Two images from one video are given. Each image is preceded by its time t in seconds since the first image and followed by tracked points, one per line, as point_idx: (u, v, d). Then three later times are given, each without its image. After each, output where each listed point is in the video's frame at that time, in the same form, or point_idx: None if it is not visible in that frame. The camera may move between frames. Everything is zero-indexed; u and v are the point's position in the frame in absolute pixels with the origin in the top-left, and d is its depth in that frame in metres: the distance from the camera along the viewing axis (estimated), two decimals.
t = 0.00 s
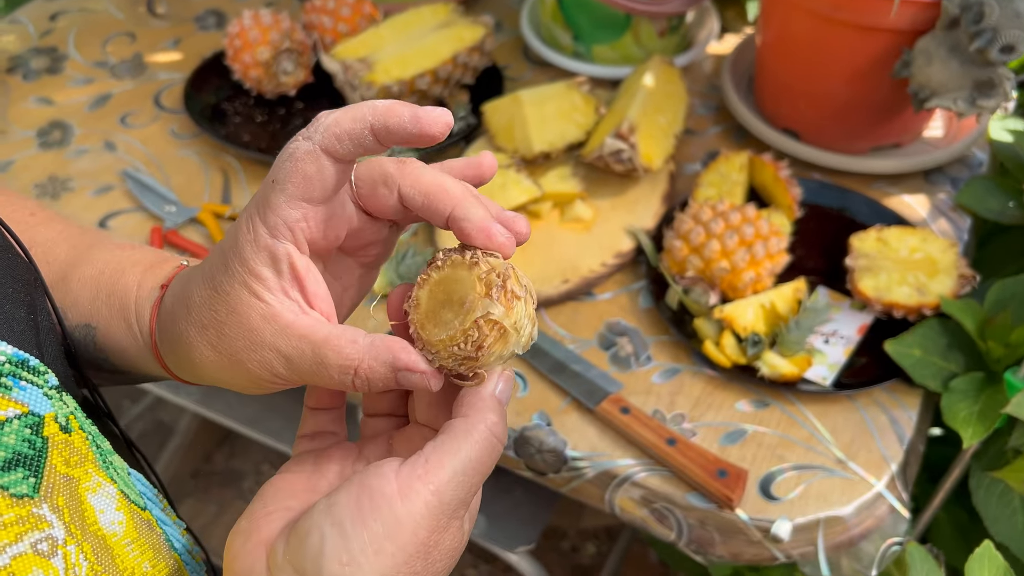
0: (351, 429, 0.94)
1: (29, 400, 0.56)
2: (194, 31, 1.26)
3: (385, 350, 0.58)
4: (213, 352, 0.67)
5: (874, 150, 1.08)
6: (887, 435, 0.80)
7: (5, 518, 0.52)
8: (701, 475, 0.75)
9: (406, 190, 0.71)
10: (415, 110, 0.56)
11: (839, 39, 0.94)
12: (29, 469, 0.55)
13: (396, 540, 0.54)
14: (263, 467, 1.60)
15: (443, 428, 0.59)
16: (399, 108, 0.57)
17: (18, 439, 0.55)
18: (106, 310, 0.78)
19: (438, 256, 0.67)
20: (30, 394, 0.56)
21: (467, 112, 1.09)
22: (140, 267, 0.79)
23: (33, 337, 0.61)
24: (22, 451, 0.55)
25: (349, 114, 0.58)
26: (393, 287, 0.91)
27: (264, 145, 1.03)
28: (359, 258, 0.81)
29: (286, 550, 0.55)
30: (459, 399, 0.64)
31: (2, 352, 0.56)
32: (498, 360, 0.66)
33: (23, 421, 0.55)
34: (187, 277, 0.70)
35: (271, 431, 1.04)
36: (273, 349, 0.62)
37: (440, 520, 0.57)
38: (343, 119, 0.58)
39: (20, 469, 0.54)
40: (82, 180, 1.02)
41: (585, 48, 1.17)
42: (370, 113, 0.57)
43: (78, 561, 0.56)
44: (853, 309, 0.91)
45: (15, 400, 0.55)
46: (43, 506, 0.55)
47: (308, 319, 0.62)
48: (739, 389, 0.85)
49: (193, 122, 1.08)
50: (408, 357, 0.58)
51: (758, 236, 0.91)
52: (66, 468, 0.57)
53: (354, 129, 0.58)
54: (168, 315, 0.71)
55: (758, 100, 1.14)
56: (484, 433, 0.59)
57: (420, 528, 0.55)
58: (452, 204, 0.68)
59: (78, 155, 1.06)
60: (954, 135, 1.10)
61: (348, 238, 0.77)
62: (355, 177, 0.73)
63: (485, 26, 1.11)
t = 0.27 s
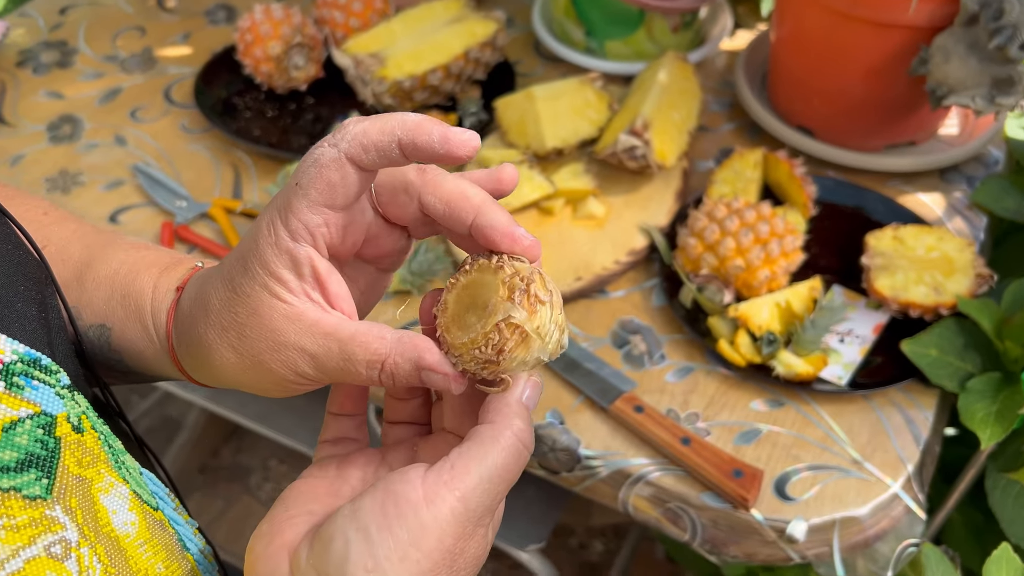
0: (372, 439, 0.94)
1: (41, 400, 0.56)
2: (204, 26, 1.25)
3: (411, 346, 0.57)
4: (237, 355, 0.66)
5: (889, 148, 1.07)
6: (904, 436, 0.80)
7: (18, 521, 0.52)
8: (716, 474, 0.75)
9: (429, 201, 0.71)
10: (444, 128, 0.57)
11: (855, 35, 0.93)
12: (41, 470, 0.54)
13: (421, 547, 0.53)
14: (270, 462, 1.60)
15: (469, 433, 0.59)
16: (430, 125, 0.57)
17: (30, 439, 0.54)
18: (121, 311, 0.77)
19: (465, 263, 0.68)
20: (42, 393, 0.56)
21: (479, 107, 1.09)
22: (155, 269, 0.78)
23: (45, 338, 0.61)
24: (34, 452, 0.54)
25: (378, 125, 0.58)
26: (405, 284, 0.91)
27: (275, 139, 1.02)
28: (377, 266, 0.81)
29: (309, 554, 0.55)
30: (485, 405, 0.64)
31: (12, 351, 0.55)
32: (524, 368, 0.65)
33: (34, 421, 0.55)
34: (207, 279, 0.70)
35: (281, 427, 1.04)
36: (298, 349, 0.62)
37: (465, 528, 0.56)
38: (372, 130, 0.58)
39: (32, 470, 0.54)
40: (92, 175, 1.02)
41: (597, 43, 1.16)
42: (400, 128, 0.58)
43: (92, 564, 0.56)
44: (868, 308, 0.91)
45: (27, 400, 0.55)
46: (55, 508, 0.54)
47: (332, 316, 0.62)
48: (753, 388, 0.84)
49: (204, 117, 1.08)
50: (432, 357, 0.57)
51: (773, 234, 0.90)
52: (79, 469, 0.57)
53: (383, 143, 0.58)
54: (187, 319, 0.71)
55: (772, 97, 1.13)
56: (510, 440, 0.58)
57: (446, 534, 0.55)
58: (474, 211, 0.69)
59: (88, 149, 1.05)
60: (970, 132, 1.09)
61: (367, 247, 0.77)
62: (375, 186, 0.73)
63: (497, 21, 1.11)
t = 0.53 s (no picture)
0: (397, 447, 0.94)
1: (53, 393, 0.55)
2: (213, 21, 1.25)
3: (432, 334, 0.58)
4: (254, 349, 0.66)
5: (901, 146, 1.06)
6: (916, 436, 0.79)
7: (34, 515, 0.52)
8: (728, 474, 0.75)
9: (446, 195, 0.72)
10: (469, 139, 0.59)
11: (868, 32, 0.92)
12: (55, 464, 0.54)
13: (439, 540, 0.53)
14: (277, 458, 1.60)
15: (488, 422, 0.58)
16: (456, 132, 0.60)
17: (43, 433, 0.54)
18: (136, 306, 0.77)
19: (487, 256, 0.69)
20: (55, 386, 0.55)
21: (489, 104, 1.08)
22: (170, 264, 0.79)
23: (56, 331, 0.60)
24: (48, 446, 0.54)
25: (404, 128, 0.60)
26: (416, 281, 0.91)
27: (284, 136, 1.02)
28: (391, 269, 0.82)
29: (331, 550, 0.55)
30: (503, 393, 0.62)
31: (22, 345, 0.54)
32: (540, 355, 0.64)
33: (47, 416, 0.54)
34: (222, 272, 0.70)
35: (288, 422, 1.04)
36: (317, 340, 0.62)
37: (485, 521, 0.56)
38: (398, 132, 0.60)
39: (47, 464, 0.53)
40: (102, 170, 1.02)
41: (608, 40, 1.16)
42: (426, 134, 0.60)
43: (110, 557, 0.56)
44: (880, 307, 0.90)
45: (40, 393, 0.54)
46: (71, 502, 0.54)
47: (352, 308, 0.62)
48: (765, 387, 0.84)
49: (214, 113, 1.08)
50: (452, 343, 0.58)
51: (785, 232, 0.90)
52: (92, 462, 0.57)
53: (408, 147, 0.60)
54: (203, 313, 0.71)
55: (783, 94, 1.12)
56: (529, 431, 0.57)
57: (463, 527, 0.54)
58: (491, 202, 0.70)
59: (98, 145, 1.05)
60: (983, 130, 1.08)
61: (381, 246, 0.78)
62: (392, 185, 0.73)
63: (508, 17, 1.10)
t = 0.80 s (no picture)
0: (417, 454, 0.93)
1: (34, 384, 0.53)
2: (216, 17, 1.24)
3: (434, 330, 0.61)
4: (247, 336, 0.68)
5: (908, 144, 1.06)
6: (924, 437, 0.79)
7: (19, 513, 0.50)
8: (735, 474, 0.74)
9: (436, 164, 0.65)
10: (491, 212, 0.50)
11: (876, 29, 0.91)
12: (38, 458, 0.51)
13: (421, 510, 0.51)
14: (279, 455, 1.60)
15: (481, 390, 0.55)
16: (482, 199, 0.50)
17: (24, 427, 0.52)
18: (122, 288, 0.76)
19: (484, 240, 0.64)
20: (35, 376, 0.53)
21: (494, 101, 1.08)
22: (157, 241, 0.78)
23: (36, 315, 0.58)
24: (29, 440, 0.51)
25: (423, 186, 0.51)
26: (420, 279, 0.90)
27: (287, 133, 1.01)
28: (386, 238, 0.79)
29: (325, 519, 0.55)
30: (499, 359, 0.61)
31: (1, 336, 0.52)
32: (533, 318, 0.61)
33: (28, 408, 0.52)
34: (215, 254, 0.70)
35: (292, 421, 1.03)
36: (313, 334, 0.65)
37: (474, 496, 0.53)
38: (415, 193, 0.50)
39: (29, 459, 0.51)
40: (104, 167, 1.01)
41: (613, 37, 1.15)
42: (445, 196, 0.50)
43: (102, 549, 0.53)
44: (887, 307, 0.90)
45: (19, 386, 0.52)
46: (57, 497, 0.52)
47: (349, 303, 0.64)
48: (772, 388, 0.83)
49: (217, 110, 1.07)
50: (454, 337, 0.61)
51: (793, 231, 0.89)
52: (78, 452, 0.54)
53: (425, 210, 0.51)
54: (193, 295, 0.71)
55: (789, 92, 1.11)
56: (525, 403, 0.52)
57: (445, 499, 0.52)
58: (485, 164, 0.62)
59: (100, 142, 1.05)
60: (991, 129, 1.08)
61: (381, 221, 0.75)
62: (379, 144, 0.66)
63: (512, 14, 1.10)
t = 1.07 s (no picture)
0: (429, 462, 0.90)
1: (17, 397, 0.53)
2: (216, 15, 1.23)
3: (420, 334, 0.62)
4: (235, 344, 0.69)
5: (913, 143, 1.05)
6: (930, 438, 0.78)
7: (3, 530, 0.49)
8: (739, 477, 0.74)
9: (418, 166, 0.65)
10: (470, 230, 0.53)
11: (881, 28, 0.90)
12: (21, 473, 0.51)
13: (389, 510, 0.51)
14: (280, 454, 1.60)
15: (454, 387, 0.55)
16: (463, 217, 0.52)
17: (7, 441, 0.51)
18: (105, 290, 0.76)
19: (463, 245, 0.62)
20: (18, 389, 0.53)
21: (496, 100, 1.07)
22: (139, 242, 0.77)
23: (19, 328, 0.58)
24: (11, 454, 0.51)
25: (408, 188, 0.51)
26: (422, 279, 0.90)
27: (288, 131, 1.01)
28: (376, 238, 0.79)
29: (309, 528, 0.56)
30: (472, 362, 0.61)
31: None
32: (498, 303, 0.58)
33: (10, 421, 0.52)
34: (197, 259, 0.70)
35: (293, 421, 1.03)
36: (298, 343, 0.65)
37: (445, 493, 0.52)
38: (401, 193, 0.50)
39: (11, 474, 0.50)
40: (104, 166, 1.01)
41: (615, 35, 1.14)
42: (428, 208, 0.51)
43: (88, 565, 0.52)
44: (892, 307, 0.89)
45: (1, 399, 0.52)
46: (40, 512, 0.51)
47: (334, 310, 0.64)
48: (776, 389, 0.83)
49: (217, 108, 1.07)
50: (439, 341, 0.62)
51: (797, 231, 0.88)
52: (62, 465, 0.53)
53: (408, 213, 0.51)
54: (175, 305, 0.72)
55: (793, 90, 1.11)
56: (494, 394, 0.51)
57: (413, 496, 0.51)
58: (474, 161, 0.62)
59: (100, 141, 1.04)
60: (996, 127, 1.07)
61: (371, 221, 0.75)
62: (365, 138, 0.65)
63: (515, 12, 1.09)
